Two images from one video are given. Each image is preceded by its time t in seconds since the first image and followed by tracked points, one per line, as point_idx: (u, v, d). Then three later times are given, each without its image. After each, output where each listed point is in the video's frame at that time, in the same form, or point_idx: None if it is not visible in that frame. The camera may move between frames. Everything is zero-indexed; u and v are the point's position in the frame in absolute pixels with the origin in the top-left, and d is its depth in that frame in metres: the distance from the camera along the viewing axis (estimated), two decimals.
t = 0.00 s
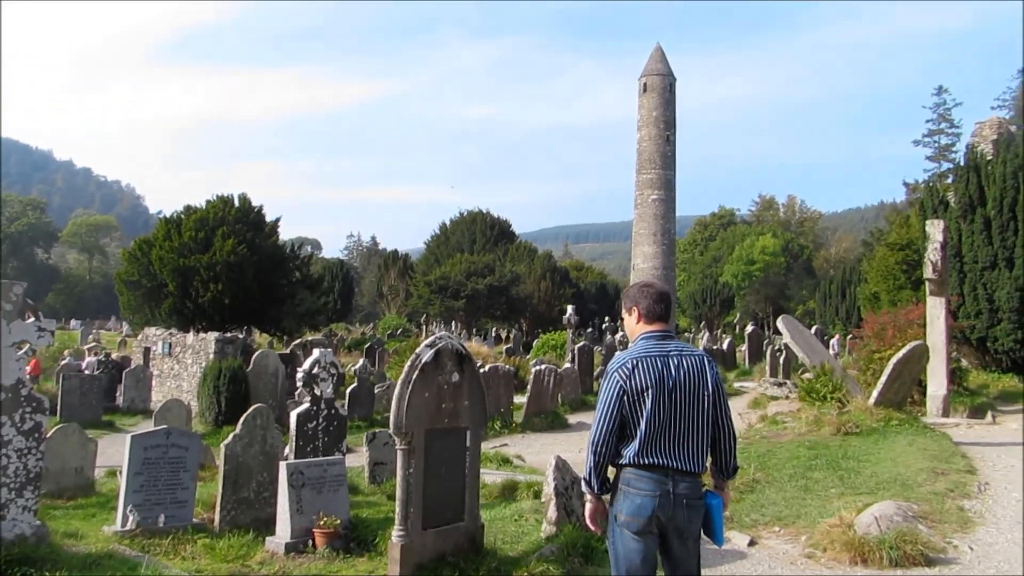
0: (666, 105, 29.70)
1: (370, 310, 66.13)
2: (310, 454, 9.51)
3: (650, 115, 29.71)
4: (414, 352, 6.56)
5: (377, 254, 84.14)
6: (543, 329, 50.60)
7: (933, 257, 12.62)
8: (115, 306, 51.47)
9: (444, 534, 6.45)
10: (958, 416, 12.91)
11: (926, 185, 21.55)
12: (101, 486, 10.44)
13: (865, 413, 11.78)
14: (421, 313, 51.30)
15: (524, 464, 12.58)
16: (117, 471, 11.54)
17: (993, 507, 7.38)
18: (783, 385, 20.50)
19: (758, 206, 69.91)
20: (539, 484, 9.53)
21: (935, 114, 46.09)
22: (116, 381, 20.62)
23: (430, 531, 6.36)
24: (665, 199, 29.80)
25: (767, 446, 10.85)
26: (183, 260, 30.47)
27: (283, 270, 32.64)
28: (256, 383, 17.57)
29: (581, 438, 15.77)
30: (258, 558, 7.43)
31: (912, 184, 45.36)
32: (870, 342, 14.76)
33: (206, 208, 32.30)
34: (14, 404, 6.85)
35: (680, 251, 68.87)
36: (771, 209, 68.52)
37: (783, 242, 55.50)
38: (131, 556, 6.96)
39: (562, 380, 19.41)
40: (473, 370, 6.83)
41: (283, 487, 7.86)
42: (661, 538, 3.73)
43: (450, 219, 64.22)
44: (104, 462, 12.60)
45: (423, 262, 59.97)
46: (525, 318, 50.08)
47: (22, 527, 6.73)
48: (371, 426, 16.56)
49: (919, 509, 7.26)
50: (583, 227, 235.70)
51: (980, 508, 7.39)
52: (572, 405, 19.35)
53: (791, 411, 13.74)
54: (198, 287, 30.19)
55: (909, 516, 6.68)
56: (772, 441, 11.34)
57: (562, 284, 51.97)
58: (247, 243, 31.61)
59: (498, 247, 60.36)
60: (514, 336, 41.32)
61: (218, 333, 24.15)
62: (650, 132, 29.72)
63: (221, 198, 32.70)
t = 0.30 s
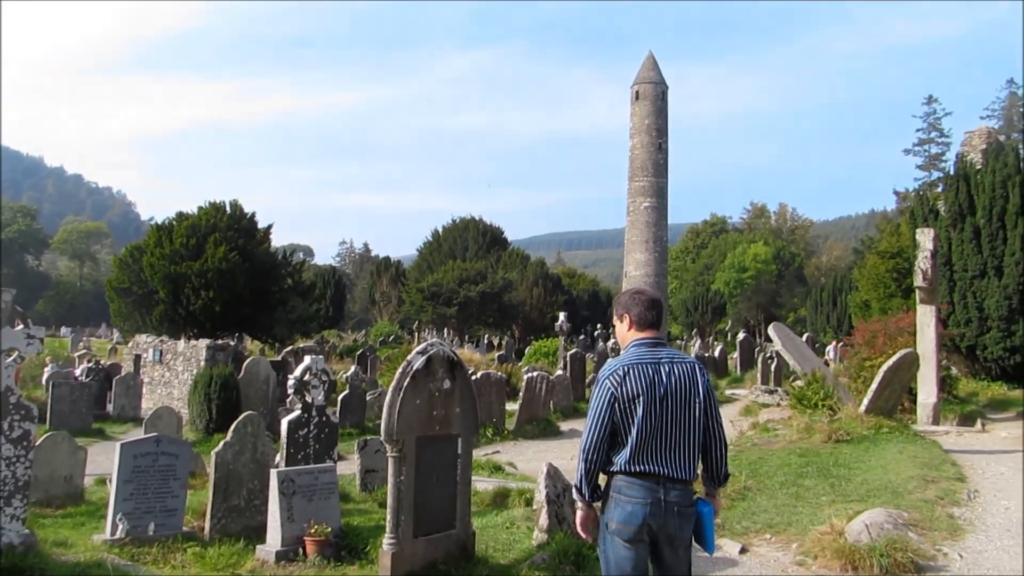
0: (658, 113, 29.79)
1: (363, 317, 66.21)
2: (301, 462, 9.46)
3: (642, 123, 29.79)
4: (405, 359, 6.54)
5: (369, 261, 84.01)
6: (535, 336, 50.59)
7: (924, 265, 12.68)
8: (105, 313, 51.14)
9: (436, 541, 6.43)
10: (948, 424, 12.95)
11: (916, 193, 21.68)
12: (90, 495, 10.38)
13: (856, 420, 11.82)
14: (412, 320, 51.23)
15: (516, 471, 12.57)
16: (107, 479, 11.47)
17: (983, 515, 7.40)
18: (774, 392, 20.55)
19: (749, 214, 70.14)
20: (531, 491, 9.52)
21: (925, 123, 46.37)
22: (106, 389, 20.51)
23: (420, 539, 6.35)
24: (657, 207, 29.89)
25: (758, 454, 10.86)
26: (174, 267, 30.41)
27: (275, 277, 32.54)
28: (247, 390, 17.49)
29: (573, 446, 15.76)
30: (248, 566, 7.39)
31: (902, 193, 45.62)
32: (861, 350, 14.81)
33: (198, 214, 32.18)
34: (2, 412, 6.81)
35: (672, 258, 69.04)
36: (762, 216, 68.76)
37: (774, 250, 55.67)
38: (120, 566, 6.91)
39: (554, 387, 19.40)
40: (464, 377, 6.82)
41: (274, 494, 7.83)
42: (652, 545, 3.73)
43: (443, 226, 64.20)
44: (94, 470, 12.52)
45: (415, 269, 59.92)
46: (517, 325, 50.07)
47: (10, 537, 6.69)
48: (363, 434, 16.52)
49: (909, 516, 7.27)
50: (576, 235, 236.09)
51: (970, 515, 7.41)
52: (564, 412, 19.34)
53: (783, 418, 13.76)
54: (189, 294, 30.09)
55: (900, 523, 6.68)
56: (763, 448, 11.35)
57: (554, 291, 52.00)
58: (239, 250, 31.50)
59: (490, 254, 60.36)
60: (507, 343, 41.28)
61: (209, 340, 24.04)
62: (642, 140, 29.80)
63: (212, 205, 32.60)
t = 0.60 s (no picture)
0: (650, 120, 29.89)
1: (355, 322, 66.16)
2: (292, 467, 9.42)
3: (635, 129, 29.88)
4: (397, 364, 6.54)
5: (362, 266, 83.85)
6: (528, 341, 50.55)
7: (913, 272, 12.75)
8: (95, 319, 50.87)
9: (426, 548, 6.42)
10: (937, 430, 12.99)
11: (907, 201, 21.78)
12: (79, 501, 10.32)
13: (846, 426, 11.86)
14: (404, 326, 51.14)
15: (508, 476, 12.55)
16: (97, 485, 11.41)
17: (972, 520, 7.42)
18: (764, 398, 20.59)
19: (741, 221, 70.32)
20: (522, 497, 9.50)
21: (916, 131, 46.63)
22: (96, 394, 20.39)
23: (411, 545, 6.35)
24: (649, 213, 29.95)
25: (750, 459, 10.88)
26: (165, 272, 30.35)
27: (266, 282, 32.46)
28: (238, 396, 17.42)
29: (564, 451, 15.75)
30: (238, 572, 7.35)
31: (892, 200, 45.83)
32: (852, 356, 14.87)
33: (189, 219, 32.08)
34: None
35: (664, 264, 69.17)
36: (754, 223, 68.93)
37: (766, 256, 55.82)
38: (109, 572, 6.87)
39: (546, 392, 19.38)
40: (456, 382, 6.80)
41: (264, 500, 7.80)
42: (643, 552, 3.73)
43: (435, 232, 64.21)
44: (83, 476, 12.44)
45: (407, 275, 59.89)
46: (509, 330, 50.00)
47: None
48: (354, 439, 16.48)
49: (899, 522, 7.29)
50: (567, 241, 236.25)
51: (959, 521, 7.43)
52: (556, 418, 19.33)
53: (773, 425, 13.78)
54: (180, 299, 30.01)
55: (889, 529, 6.70)
56: (754, 454, 11.38)
57: (546, 297, 52.00)
58: (230, 255, 31.41)
59: (482, 260, 60.36)
60: (499, 348, 41.19)
61: (200, 345, 23.95)
62: (634, 146, 29.87)
63: (204, 210, 32.51)
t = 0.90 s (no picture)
0: (641, 124, 29.99)
1: (344, 325, 66.32)
2: (280, 471, 9.37)
3: (625, 134, 29.96)
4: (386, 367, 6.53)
5: (351, 269, 83.63)
6: (517, 345, 50.53)
7: (901, 279, 12.81)
8: (82, 321, 50.53)
9: (415, 552, 6.40)
10: (925, 435, 13.05)
11: (894, 207, 21.90)
12: (65, 506, 10.24)
13: (834, 431, 11.89)
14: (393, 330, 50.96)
15: (497, 481, 12.54)
16: (83, 489, 11.33)
17: (958, 525, 7.45)
18: (753, 402, 20.65)
19: (731, 226, 70.55)
20: (511, 501, 9.49)
21: (904, 138, 46.91)
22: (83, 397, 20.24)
23: (400, 549, 6.33)
24: (639, 217, 30.02)
25: (739, 464, 10.90)
26: (153, 274, 30.30)
27: (255, 284, 32.33)
28: (226, 399, 17.32)
29: (554, 455, 15.75)
30: None
31: (881, 206, 46.06)
32: (840, 361, 14.94)
33: (177, 221, 31.92)
34: None
35: (654, 269, 69.30)
36: (743, 228, 69.14)
37: (755, 261, 56.00)
38: None
39: (535, 396, 19.37)
40: (445, 386, 6.79)
41: (252, 504, 7.77)
42: (632, 556, 3.73)
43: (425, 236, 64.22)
44: (69, 480, 12.35)
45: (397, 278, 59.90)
46: (499, 334, 49.93)
47: None
48: (343, 443, 16.43)
49: (886, 526, 7.32)
50: (557, 245, 236.52)
51: (945, 525, 7.47)
52: (545, 422, 19.33)
53: (762, 429, 13.82)
54: (169, 302, 29.90)
55: (876, 534, 6.72)
56: (742, 458, 11.41)
57: (536, 301, 52.00)
58: (219, 257, 31.24)
59: (472, 264, 60.35)
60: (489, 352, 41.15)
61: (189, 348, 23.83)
62: (625, 151, 29.97)
63: (192, 212, 32.35)
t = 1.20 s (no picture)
0: (630, 127, 30.04)
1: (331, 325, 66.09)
2: (266, 471, 9.33)
3: (614, 135, 30.00)
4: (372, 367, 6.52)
5: (339, 269, 83.37)
6: (505, 346, 50.54)
7: (886, 283, 12.88)
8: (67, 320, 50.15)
9: (400, 553, 6.39)
10: (909, 438, 13.13)
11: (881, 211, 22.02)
12: (48, 506, 10.16)
13: (819, 433, 11.95)
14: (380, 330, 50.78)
15: (484, 481, 12.53)
16: (66, 489, 11.24)
17: (941, 527, 7.50)
18: (739, 404, 20.74)
19: (718, 228, 70.77)
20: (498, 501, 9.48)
21: (890, 143, 47.21)
22: (67, 396, 20.10)
23: (385, 549, 6.31)
24: (628, 219, 30.07)
25: (724, 465, 10.95)
26: (139, 273, 30.19)
27: (242, 283, 32.11)
28: (211, 399, 17.24)
29: (540, 456, 15.75)
30: None
31: (868, 211, 46.33)
32: (825, 364, 15.02)
33: (163, 220, 31.72)
34: None
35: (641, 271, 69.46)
36: (731, 231, 69.39)
37: (742, 264, 56.21)
38: None
39: (522, 397, 19.38)
40: (432, 386, 6.79)
41: (237, 504, 7.73)
42: (618, 556, 3.74)
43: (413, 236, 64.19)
44: (52, 480, 12.25)
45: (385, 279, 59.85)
46: (486, 335, 49.86)
47: None
48: (329, 443, 16.38)
49: (870, 528, 7.37)
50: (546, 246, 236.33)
51: (928, 527, 7.52)
52: (532, 423, 19.33)
53: (748, 431, 13.87)
54: (155, 301, 29.80)
55: (860, 535, 6.76)
56: (728, 460, 11.45)
57: (523, 302, 52.12)
58: (205, 256, 31.05)
59: (460, 264, 60.30)
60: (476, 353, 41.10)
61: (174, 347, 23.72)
62: (613, 153, 30.02)
63: (179, 211, 32.17)
